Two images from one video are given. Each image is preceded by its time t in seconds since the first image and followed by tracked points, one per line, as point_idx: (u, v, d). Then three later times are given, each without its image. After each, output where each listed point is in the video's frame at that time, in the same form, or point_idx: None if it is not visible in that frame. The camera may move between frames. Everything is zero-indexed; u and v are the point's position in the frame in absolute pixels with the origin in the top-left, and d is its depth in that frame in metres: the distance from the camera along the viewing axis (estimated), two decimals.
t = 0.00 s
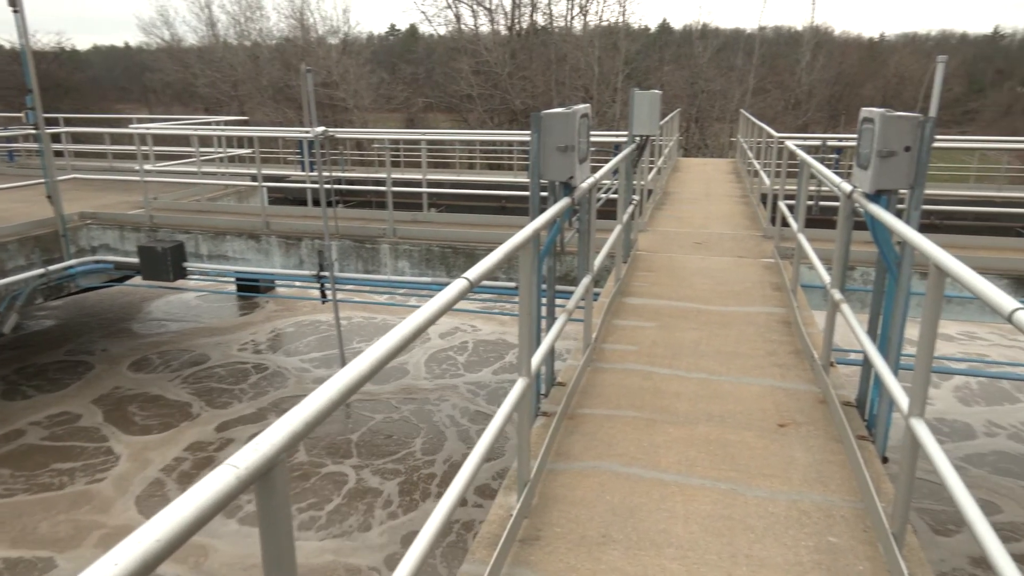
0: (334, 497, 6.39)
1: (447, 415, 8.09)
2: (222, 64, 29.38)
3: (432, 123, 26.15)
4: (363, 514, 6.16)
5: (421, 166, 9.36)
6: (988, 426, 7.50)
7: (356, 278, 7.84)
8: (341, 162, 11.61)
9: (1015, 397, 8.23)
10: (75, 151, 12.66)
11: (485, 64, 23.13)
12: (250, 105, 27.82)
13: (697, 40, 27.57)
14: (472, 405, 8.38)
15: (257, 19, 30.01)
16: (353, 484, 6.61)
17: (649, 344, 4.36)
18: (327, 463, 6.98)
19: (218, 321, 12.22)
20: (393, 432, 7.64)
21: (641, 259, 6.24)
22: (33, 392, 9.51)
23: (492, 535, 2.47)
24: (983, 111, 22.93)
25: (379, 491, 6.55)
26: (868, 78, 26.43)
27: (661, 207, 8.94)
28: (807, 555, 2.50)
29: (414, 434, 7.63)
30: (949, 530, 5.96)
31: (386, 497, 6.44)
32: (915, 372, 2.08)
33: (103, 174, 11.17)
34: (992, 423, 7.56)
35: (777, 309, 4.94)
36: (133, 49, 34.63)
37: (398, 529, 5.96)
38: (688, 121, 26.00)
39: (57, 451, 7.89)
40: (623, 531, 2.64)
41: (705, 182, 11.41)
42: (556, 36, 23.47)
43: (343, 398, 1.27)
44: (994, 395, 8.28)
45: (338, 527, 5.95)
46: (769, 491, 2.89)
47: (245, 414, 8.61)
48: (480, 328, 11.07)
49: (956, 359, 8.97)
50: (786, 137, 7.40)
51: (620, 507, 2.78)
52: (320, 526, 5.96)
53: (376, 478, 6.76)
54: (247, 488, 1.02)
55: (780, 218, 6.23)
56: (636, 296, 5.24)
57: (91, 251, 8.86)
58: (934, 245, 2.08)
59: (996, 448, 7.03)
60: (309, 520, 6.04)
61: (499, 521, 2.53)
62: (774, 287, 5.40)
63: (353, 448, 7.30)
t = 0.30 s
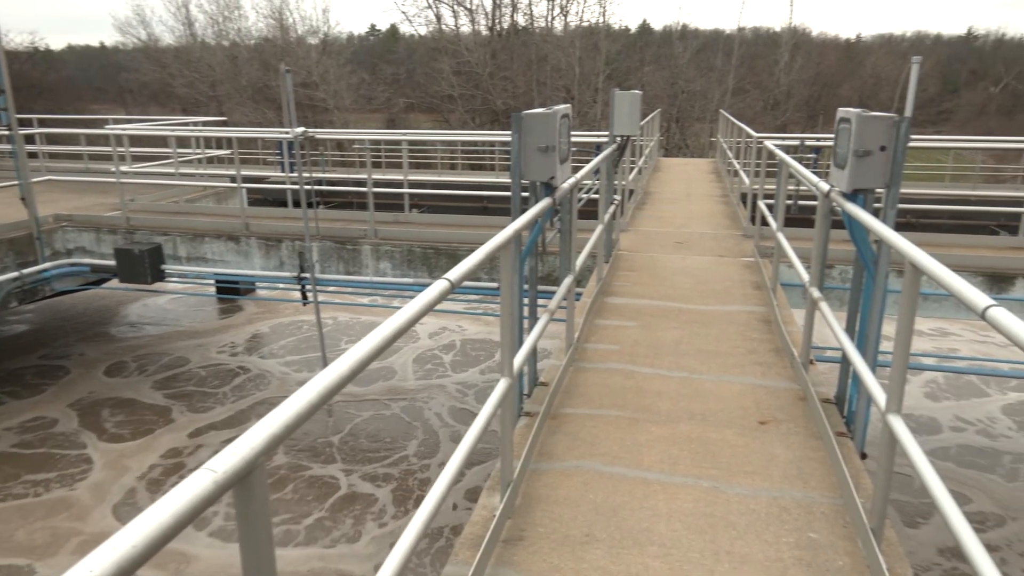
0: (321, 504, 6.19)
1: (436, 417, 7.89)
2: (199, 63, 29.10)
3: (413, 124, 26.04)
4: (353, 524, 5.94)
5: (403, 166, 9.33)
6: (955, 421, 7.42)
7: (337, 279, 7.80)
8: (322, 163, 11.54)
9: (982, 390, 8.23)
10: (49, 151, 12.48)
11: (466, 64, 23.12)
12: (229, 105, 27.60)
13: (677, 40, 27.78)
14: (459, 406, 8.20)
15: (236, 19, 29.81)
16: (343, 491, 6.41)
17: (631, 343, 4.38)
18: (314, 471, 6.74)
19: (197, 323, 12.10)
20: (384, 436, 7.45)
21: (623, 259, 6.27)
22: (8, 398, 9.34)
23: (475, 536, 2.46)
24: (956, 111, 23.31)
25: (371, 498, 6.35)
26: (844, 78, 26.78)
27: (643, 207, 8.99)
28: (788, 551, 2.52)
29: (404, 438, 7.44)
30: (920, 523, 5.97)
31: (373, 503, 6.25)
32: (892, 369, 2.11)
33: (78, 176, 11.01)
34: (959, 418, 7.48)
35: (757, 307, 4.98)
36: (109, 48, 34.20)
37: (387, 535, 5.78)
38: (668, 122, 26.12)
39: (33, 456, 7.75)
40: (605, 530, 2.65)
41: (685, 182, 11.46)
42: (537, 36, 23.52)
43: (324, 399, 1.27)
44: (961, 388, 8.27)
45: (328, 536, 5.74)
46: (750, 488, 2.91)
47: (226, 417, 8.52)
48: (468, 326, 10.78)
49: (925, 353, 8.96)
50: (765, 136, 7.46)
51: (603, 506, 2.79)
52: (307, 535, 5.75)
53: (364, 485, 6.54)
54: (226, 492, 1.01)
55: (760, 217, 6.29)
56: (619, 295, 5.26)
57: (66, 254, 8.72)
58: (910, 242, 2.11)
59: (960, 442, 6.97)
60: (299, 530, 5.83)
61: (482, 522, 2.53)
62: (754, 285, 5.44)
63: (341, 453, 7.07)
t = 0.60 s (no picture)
0: (307, 506, 5.90)
1: (426, 414, 7.73)
2: (178, 64, 28.80)
3: (395, 124, 25.91)
4: (343, 536, 5.52)
5: (385, 167, 9.31)
6: (924, 416, 7.45)
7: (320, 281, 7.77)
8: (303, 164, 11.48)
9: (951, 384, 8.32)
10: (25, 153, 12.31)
11: (448, 64, 23.08)
12: (209, 106, 27.34)
13: (658, 41, 27.94)
14: (447, 406, 7.96)
15: (215, 19, 29.58)
16: (329, 493, 6.09)
17: (614, 343, 4.39)
18: (304, 472, 6.42)
19: (178, 326, 11.97)
20: (374, 436, 7.17)
21: (606, 258, 6.29)
22: None
23: (459, 536, 2.46)
24: (932, 111, 23.66)
25: (366, 503, 5.99)
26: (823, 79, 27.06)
27: (626, 207, 9.02)
28: (770, 547, 2.54)
29: (395, 439, 7.12)
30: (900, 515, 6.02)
31: (356, 505, 5.93)
32: (870, 366, 2.13)
33: (55, 178, 10.86)
34: (928, 413, 7.51)
35: (738, 306, 5.01)
36: (86, 49, 33.76)
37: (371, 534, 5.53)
38: (650, 122, 26.09)
39: (9, 461, 7.62)
40: (589, 529, 2.65)
41: (667, 182, 11.52)
42: (519, 37, 23.53)
43: (306, 402, 1.26)
44: (931, 382, 8.34)
45: (314, 537, 5.48)
46: (732, 486, 2.93)
47: (208, 420, 8.43)
48: (455, 325, 10.67)
49: (903, 349, 9.06)
50: (745, 137, 7.52)
51: (588, 505, 2.80)
52: (293, 539, 5.45)
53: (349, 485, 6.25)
54: (205, 496, 1.00)
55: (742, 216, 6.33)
56: (602, 295, 5.28)
57: (43, 257, 8.61)
58: (887, 241, 2.14)
59: (927, 436, 7.02)
60: (285, 531, 5.55)
61: (467, 523, 2.53)
62: (736, 284, 5.48)
63: (327, 456, 6.75)
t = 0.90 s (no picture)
0: (292, 508, 5.84)
1: (412, 414, 7.69)
2: (158, 64, 28.48)
3: (378, 124, 25.78)
4: (328, 535, 5.51)
5: (369, 168, 9.25)
6: (895, 413, 7.50)
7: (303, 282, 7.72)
8: (285, 165, 11.39)
9: (923, 378, 8.44)
10: None
11: (431, 65, 23.01)
12: (189, 106, 27.05)
13: (641, 42, 28.06)
14: (436, 405, 7.95)
15: (195, 18, 29.29)
16: (316, 495, 6.04)
17: (598, 343, 4.40)
18: (290, 473, 6.38)
19: (159, 329, 11.83)
20: (359, 437, 7.13)
21: (590, 258, 6.30)
22: None
23: (444, 538, 2.45)
24: (911, 111, 23.94)
25: (361, 510, 5.87)
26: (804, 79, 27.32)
27: (610, 208, 9.04)
28: (753, 545, 2.56)
29: (387, 439, 7.08)
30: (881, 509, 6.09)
31: (341, 506, 5.90)
32: (851, 364, 2.15)
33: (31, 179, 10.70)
34: (899, 410, 7.56)
35: (721, 305, 5.05)
36: (62, 49, 33.32)
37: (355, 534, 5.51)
38: (633, 122, 26.23)
39: None
40: (574, 529, 2.65)
41: (650, 181, 11.56)
42: (502, 37, 23.51)
43: (288, 403, 1.25)
44: (903, 378, 8.44)
45: (301, 539, 5.41)
46: (716, 484, 2.95)
47: (190, 423, 8.35)
48: (443, 325, 10.63)
49: (884, 346, 9.15)
50: (727, 137, 7.56)
51: (573, 505, 2.80)
52: (277, 541, 5.40)
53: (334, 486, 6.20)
54: (185, 501, 0.99)
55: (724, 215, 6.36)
56: (586, 295, 5.29)
57: (20, 259, 8.51)
58: (867, 240, 2.16)
59: (897, 432, 7.08)
60: (269, 533, 5.48)
61: (451, 524, 2.52)
62: (719, 284, 5.51)
63: (312, 457, 6.69)
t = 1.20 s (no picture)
0: (273, 510, 5.79)
1: (394, 415, 7.66)
2: (133, 64, 28.14)
3: (358, 125, 25.63)
4: (309, 537, 5.47)
5: (348, 169, 9.20)
6: (872, 408, 7.60)
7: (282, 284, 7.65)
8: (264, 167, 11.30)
9: (899, 375, 8.56)
10: None
11: (411, 66, 22.93)
12: (165, 108, 26.74)
13: (620, 43, 28.21)
14: (419, 406, 7.92)
15: (171, 18, 28.98)
16: (299, 498, 5.99)
17: (579, 342, 4.42)
18: (270, 475, 6.34)
19: (136, 333, 11.68)
20: (341, 439, 7.08)
21: (571, 258, 6.32)
22: None
23: (426, 540, 2.44)
24: (886, 112, 24.28)
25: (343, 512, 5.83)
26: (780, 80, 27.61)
27: (590, 207, 9.07)
28: (733, 541, 2.58)
29: (368, 441, 7.04)
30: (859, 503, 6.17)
31: (322, 507, 5.86)
32: (827, 361, 2.18)
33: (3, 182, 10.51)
34: (876, 405, 7.67)
35: (701, 304, 5.08)
36: (35, 49, 32.81)
37: (333, 532, 5.50)
38: (613, 123, 26.34)
39: None
40: (556, 529, 2.66)
41: (629, 181, 11.61)
42: (482, 37, 23.50)
43: (267, 406, 1.24)
44: (880, 374, 8.56)
45: (284, 544, 5.35)
46: (696, 481, 2.97)
47: (168, 427, 8.25)
48: (424, 326, 10.60)
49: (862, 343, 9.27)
50: (706, 137, 7.61)
51: (555, 505, 2.80)
52: (261, 544, 5.34)
53: (312, 485, 6.20)
54: (160, 507, 0.98)
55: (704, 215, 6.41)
56: (566, 294, 5.31)
57: None
58: (843, 239, 2.18)
59: (862, 426, 7.19)
60: (250, 537, 5.42)
61: (433, 526, 2.51)
62: (698, 282, 5.55)
63: (293, 460, 6.63)
